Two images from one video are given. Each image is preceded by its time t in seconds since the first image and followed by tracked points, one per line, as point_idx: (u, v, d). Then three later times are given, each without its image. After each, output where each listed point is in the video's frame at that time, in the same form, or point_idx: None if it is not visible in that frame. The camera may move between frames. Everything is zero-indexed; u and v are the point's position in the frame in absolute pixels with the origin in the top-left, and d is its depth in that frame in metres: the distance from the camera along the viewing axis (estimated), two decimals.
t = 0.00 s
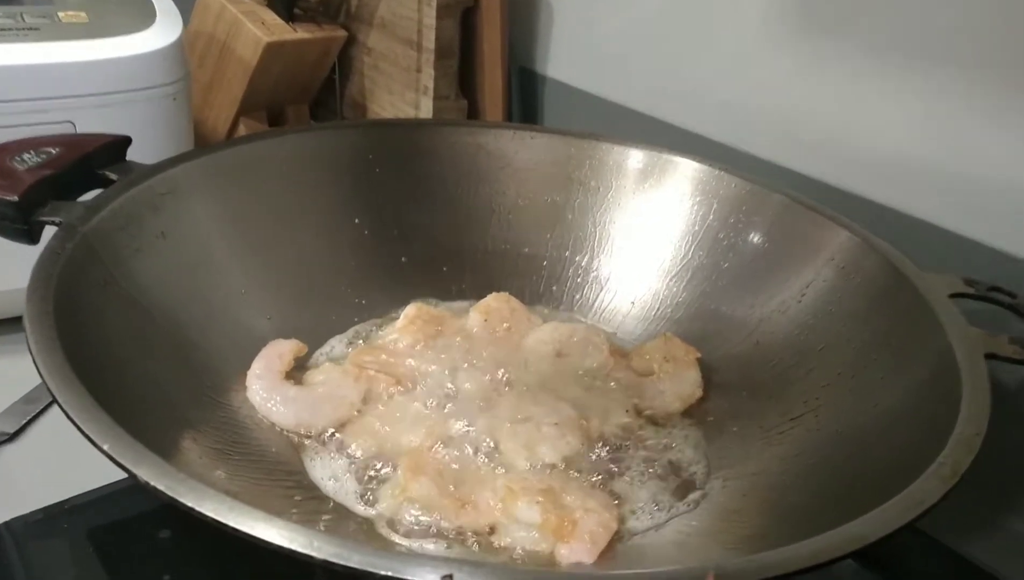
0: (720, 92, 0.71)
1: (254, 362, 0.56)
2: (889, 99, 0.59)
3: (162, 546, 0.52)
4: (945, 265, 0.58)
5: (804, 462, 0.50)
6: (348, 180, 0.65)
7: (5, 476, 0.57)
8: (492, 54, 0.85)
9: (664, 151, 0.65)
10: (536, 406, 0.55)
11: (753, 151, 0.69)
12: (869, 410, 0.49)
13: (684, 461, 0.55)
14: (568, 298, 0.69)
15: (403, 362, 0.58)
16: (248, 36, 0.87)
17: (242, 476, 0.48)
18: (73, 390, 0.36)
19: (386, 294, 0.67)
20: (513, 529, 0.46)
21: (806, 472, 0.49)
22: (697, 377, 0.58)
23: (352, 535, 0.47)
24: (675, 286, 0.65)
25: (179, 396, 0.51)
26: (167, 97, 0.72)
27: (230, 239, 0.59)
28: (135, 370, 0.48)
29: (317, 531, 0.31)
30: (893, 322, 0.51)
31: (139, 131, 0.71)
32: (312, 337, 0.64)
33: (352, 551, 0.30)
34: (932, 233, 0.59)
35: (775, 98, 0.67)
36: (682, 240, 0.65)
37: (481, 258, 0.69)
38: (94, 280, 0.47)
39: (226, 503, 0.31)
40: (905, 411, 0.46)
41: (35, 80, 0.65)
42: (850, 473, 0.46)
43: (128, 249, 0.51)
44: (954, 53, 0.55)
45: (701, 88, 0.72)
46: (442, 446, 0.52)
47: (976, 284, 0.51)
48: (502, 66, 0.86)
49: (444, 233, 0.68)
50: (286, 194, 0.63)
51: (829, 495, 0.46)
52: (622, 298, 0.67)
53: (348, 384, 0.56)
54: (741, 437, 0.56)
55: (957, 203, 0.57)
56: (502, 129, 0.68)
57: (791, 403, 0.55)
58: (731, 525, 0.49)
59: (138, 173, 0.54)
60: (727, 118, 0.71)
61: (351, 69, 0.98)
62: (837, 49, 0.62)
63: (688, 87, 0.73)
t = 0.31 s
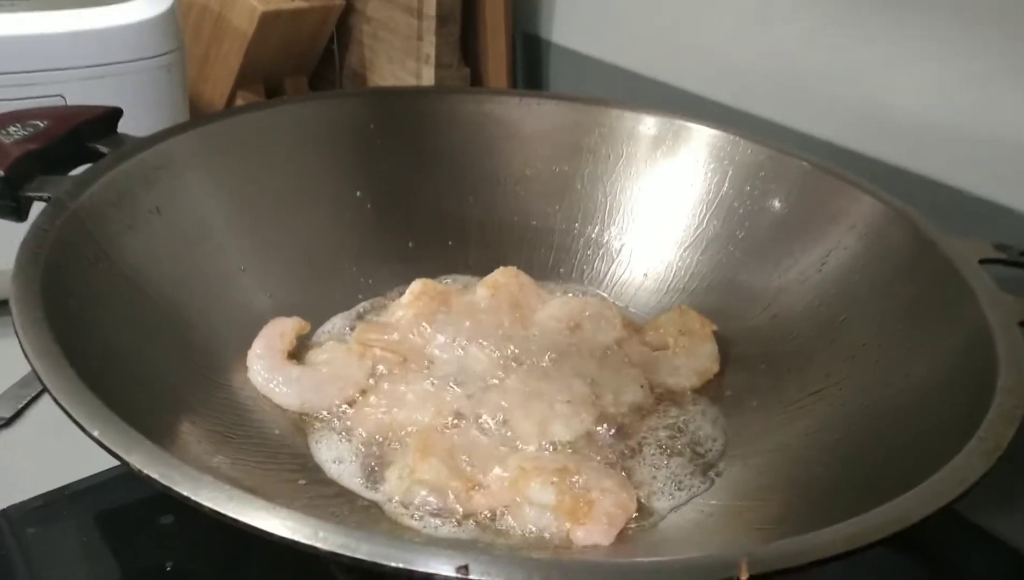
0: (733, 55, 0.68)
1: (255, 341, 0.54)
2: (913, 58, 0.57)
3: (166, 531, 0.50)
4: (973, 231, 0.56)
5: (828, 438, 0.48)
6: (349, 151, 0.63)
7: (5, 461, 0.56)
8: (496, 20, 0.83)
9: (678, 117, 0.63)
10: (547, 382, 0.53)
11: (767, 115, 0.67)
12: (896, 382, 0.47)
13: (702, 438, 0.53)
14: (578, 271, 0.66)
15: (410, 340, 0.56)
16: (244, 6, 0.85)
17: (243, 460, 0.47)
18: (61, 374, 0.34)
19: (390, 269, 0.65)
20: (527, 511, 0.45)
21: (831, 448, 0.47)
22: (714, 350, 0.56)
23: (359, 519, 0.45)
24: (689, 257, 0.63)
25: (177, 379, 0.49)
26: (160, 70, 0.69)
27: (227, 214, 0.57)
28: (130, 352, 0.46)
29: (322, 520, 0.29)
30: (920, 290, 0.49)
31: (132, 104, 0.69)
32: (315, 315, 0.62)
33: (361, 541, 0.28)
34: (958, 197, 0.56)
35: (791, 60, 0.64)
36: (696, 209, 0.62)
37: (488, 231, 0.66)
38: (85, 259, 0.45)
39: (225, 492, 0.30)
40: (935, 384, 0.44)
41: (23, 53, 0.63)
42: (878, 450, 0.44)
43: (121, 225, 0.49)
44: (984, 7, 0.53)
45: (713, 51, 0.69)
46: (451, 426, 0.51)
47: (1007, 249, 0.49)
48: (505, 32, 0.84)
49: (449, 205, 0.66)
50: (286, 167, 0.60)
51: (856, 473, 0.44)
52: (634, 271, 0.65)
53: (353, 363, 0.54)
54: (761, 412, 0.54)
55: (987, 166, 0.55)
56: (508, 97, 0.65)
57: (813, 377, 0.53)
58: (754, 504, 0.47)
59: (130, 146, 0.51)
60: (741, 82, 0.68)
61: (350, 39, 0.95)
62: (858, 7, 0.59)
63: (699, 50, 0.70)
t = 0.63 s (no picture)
0: (736, 30, 0.65)
1: (243, 326, 0.53)
2: (923, 33, 0.55)
3: (155, 521, 0.48)
4: (983, 212, 0.54)
5: (834, 427, 0.47)
6: (340, 130, 0.61)
7: None
8: None
9: (679, 95, 0.61)
10: (544, 369, 0.52)
11: (771, 94, 0.65)
12: (905, 370, 0.45)
13: (703, 426, 0.52)
14: (576, 254, 0.65)
15: (403, 325, 0.55)
16: None
17: (227, 452, 0.45)
18: (32, 364, 0.32)
19: (383, 252, 0.63)
20: (523, 503, 0.43)
21: (836, 438, 0.46)
22: (715, 336, 0.55)
23: (350, 512, 0.44)
24: (690, 240, 0.61)
25: (161, 367, 0.47)
26: (145, 45, 0.67)
27: (213, 196, 0.55)
28: (110, 338, 0.44)
29: (306, 520, 0.27)
30: (930, 274, 0.47)
31: (116, 81, 0.67)
32: (305, 300, 0.60)
33: (348, 543, 0.27)
34: (968, 178, 0.55)
35: (796, 35, 0.62)
36: (698, 190, 0.61)
37: (484, 213, 0.65)
38: (63, 242, 0.43)
39: (204, 490, 0.28)
40: (946, 373, 0.42)
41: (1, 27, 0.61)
42: (887, 440, 0.43)
43: (101, 207, 0.47)
44: None
45: (715, 26, 0.67)
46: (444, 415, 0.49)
47: (1019, 231, 0.47)
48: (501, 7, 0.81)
49: (443, 186, 0.64)
50: (274, 146, 0.58)
51: (863, 464, 0.42)
52: (634, 254, 0.63)
53: (344, 349, 0.52)
54: (763, 399, 0.53)
55: (997, 145, 0.53)
56: (503, 74, 0.63)
57: (817, 363, 0.52)
58: (757, 495, 0.46)
59: (111, 123, 0.49)
60: (744, 59, 0.66)
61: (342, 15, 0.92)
62: None
63: (701, 25, 0.68)
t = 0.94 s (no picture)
0: (737, 27, 0.65)
1: (242, 323, 0.53)
2: (924, 30, 0.54)
3: (155, 518, 0.48)
4: (984, 210, 0.54)
5: (835, 426, 0.47)
6: (340, 127, 0.61)
7: None
8: None
9: (680, 92, 0.60)
10: (544, 367, 0.52)
11: (772, 90, 0.65)
12: (905, 369, 0.45)
13: (704, 424, 0.52)
14: (576, 251, 0.65)
15: (403, 323, 0.55)
16: None
17: (227, 450, 0.45)
18: (31, 363, 0.32)
19: (382, 249, 0.63)
20: (522, 501, 0.43)
21: (836, 437, 0.46)
22: (715, 334, 0.54)
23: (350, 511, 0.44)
24: (691, 237, 0.61)
25: (160, 365, 0.47)
26: (143, 41, 0.67)
27: (212, 193, 0.55)
28: (109, 336, 0.44)
29: (306, 521, 0.27)
30: (931, 272, 0.47)
31: (114, 77, 0.66)
32: (305, 297, 0.60)
33: (347, 543, 0.26)
34: (969, 176, 0.54)
35: (798, 32, 0.61)
36: (698, 188, 0.60)
37: (484, 210, 0.65)
38: (61, 239, 0.43)
39: (202, 490, 0.28)
40: (947, 372, 0.42)
41: None
42: (887, 439, 0.42)
43: (99, 204, 0.47)
44: None
45: (717, 23, 0.66)
46: (443, 413, 0.49)
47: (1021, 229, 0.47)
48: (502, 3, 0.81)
49: (443, 183, 0.64)
50: (273, 142, 0.58)
51: (864, 463, 0.42)
52: (633, 251, 0.63)
53: (344, 347, 0.52)
54: (764, 398, 0.53)
55: (999, 143, 0.53)
56: (503, 70, 0.63)
57: (817, 362, 0.52)
58: (757, 493, 0.46)
59: (109, 120, 0.49)
60: (745, 56, 0.66)
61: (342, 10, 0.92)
62: None
63: (702, 22, 0.67)
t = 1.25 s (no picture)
0: (738, 19, 0.65)
1: (245, 315, 0.53)
2: (926, 21, 0.54)
3: (158, 510, 0.48)
4: (985, 202, 0.54)
5: (836, 417, 0.47)
6: (341, 120, 0.61)
7: None
8: None
9: (681, 84, 0.60)
10: (546, 358, 0.52)
11: (774, 83, 0.65)
12: (906, 360, 0.45)
13: (705, 416, 0.52)
14: (577, 243, 0.65)
15: (405, 315, 0.55)
16: None
17: (230, 441, 0.45)
18: (36, 354, 0.32)
19: (384, 242, 0.63)
20: (525, 492, 0.43)
21: (838, 428, 0.46)
22: (717, 325, 0.54)
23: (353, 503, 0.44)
24: (692, 229, 0.61)
25: (164, 357, 0.47)
26: (144, 34, 0.67)
27: (214, 186, 0.55)
28: (112, 328, 0.44)
29: (312, 509, 0.27)
30: (932, 264, 0.47)
31: (115, 70, 0.66)
32: (307, 290, 0.60)
33: (352, 531, 0.27)
34: (971, 167, 0.54)
35: (799, 24, 0.61)
36: (699, 180, 0.60)
37: (486, 202, 0.65)
38: (63, 231, 0.43)
39: (208, 479, 0.28)
40: (949, 362, 0.42)
41: None
42: (888, 430, 0.43)
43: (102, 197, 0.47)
44: None
45: (718, 15, 0.66)
46: (445, 405, 0.49)
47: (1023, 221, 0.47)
48: None
49: (444, 176, 0.64)
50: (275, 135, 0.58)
51: (865, 454, 0.43)
52: (635, 244, 0.63)
53: (347, 339, 0.52)
54: (765, 389, 0.53)
55: (1000, 134, 0.53)
56: (504, 63, 0.63)
57: (819, 353, 0.52)
58: (758, 484, 0.46)
59: (111, 112, 0.49)
60: (746, 49, 0.66)
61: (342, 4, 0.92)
62: None
63: (704, 15, 0.67)
